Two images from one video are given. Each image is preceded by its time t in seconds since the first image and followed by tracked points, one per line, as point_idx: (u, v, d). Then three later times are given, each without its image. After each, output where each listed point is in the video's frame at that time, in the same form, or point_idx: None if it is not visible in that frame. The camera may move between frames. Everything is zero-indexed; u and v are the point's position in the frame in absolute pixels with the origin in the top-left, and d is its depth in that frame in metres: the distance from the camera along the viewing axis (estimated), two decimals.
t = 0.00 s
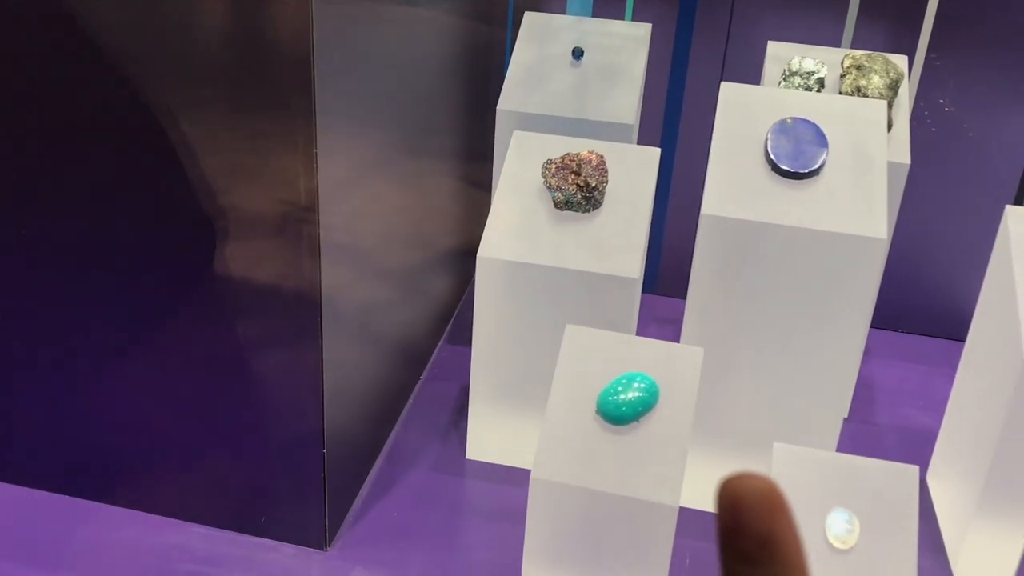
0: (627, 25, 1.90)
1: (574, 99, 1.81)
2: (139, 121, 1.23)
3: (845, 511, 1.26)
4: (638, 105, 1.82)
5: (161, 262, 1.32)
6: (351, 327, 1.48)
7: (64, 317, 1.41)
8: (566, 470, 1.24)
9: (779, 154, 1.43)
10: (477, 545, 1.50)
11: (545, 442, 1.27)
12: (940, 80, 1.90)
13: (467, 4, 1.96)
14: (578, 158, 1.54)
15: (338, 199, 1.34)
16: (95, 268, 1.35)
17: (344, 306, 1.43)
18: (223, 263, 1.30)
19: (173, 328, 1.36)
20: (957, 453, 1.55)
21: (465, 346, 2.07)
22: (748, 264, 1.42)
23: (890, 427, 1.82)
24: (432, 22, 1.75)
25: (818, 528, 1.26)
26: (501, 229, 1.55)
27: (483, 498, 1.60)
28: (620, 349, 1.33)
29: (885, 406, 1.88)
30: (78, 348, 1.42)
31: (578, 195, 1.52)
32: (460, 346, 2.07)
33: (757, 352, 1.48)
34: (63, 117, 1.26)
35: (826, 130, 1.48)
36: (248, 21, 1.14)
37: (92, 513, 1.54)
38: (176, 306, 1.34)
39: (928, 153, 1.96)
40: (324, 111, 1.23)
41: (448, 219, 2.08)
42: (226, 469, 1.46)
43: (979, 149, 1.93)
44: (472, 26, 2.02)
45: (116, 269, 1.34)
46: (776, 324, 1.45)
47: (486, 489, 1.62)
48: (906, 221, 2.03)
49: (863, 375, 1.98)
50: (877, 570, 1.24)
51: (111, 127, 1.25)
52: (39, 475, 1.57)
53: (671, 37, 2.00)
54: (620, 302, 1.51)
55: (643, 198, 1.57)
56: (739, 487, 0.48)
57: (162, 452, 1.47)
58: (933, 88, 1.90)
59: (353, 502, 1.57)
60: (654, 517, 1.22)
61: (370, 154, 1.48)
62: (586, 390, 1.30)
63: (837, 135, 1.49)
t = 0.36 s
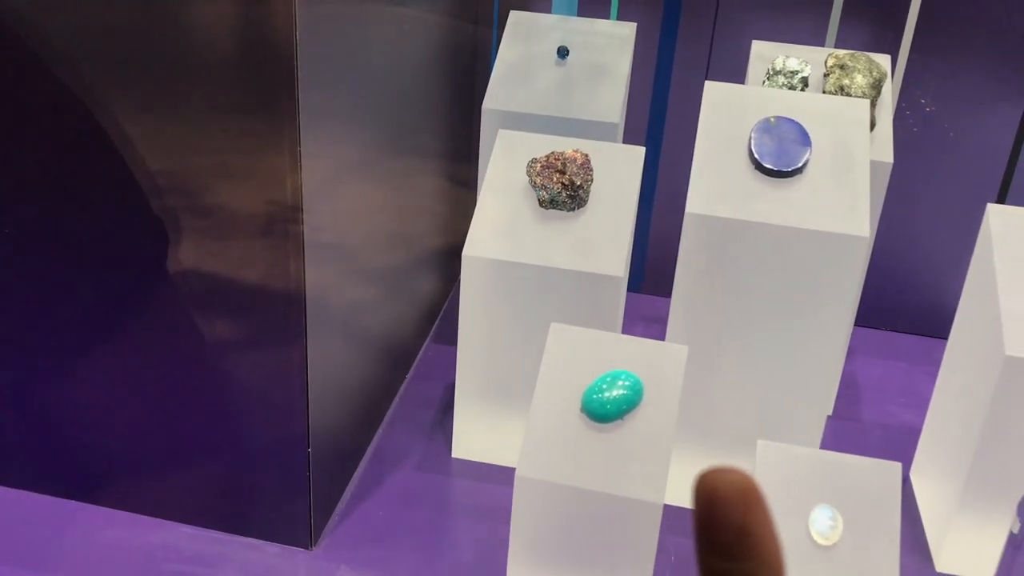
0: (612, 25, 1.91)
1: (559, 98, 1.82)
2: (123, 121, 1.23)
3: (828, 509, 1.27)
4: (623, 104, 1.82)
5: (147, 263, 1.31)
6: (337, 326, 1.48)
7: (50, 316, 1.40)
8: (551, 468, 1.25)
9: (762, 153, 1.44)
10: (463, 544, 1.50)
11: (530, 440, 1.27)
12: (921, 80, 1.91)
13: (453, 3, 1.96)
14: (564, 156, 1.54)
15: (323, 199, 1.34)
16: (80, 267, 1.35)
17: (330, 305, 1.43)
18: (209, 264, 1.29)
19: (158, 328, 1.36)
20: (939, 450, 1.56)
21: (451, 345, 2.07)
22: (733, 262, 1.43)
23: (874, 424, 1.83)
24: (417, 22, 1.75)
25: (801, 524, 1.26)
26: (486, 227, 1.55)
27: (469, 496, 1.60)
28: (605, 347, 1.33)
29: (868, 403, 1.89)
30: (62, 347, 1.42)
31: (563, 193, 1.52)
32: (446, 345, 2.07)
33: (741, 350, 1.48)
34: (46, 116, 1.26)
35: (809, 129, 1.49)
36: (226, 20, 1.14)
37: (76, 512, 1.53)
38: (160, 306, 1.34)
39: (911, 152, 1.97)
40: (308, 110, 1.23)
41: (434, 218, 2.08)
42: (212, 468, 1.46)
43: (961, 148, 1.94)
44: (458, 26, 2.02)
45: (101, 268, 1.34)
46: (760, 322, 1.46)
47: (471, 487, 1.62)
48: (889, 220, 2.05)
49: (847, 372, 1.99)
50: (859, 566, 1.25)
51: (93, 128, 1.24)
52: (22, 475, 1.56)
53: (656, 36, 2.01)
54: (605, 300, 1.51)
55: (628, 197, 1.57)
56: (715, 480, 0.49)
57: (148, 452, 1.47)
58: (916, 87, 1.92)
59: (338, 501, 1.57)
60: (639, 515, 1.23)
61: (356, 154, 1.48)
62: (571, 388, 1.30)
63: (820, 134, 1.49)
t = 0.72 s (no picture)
0: (601, 24, 1.91)
1: (548, 97, 1.82)
2: (110, 119, 1.22)
3: (814, 505, 1.27)
4: (612, 103, 1.83)
5: (133, 263, 1.31)
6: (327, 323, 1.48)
7: (38, 313, 1.40)
8: (539, 464, 1.25)
9: (750, 152, 1.45)
10: (451, 541, 1.50)
11: (519, 437, 1.27)
12: (909, 81, 1.92)
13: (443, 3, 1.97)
14: (553, 155, 1.55)
15: (312, 198, 1.34)
16: (68, 263, 1.35)
17: (319, 303, 1.43)
18: (198, 263, 1.29)
19: (146, 326, 1.35)
20: (925, 447, 1.57)
21: (441, 344, 2.07)
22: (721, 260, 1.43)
23: (861, 423, 1.84)
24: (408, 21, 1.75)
25: (787, 519, 1.27)
26: (475, 225, 1.56)
27: (457, 494, 1.60)
28: (593, 344, 1.34)
29: (855, 402, 1.90)
30: (48, 344, 1.41)
31: (552, 192, 1.53)
32: (435, 344, 2.07)
33: (729, 348, 1.49)
34: (31, 114, 1.26)
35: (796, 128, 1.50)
36: (207, 15, 1.13)
37: (62, 510, 1.53)
38: (148, 305, 1.34)
39: (898, 153, 1.99)
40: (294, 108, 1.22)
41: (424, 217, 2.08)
42: (200, 467, 1.45)
43: (948, 148, 1.95)
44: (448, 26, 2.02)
45: (89, 265, 1.34)
46: (748, 320, 1.46)
47: (459, 485, 1.62)
48: (876, 220, 2.06)
49: (834, 371, 2.00)
50: (845, 561, 1.25)
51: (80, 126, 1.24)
52: (8, 473, 1.56)
53: (645, 37, 2.01)
54: (593, 298, 1.51)
55: (617, 195, 1.58)
56: (697, 467, 0.48)
57: (136, 449, 1.46)
58: (903, 88, 1.93)
59: (326, 499, 1.57)
60: (626, 511, 1.23)
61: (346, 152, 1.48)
62: (559, 384, 1.31)
63: (808, 133, 1.50)
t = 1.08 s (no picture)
0: (587, 28, 1.93)
1: (534, 100, 1.84)
2: (98, 122, 1.24)
3: (793, 504, 1.29)
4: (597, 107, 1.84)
5: (122, 267, 1.32)
6: (313, 325, 1.49)
7: (24, 315, 1.41)
8: (521, 464, 1.26)
9: (731, 155, 1.47)
10: (436, 541, 1.51)
11: (501, 437, 1.29)
12: (891, 84, 1.94)
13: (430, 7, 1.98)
14: (537, 158, 1.56)
15: (298, 202, 1.35)
16: (55, 266, 1.35)
17: (306, 305, 1.44)
18: (187, 268, 1.30)
19: (135, 329, 1.36)
20: (905, 447, 1.59)
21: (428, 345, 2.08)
22: (703, 262, 1.45)
23: (844, 424, 1.85)
24: (395, 25, 1.76)
25: (766, 518, 1.29)
26: (460, 227, 1.57)
27: (443, 494, 1.62)
28: (575, 345, 1.35)
29: (838, 403, 1.92)
30: (36, 346, 1.42)
31: (536, 194, 1.54)
32: (421, 345, 2.08)
33: (711, 349, 1.51)
34: (19, 116, 1.27)
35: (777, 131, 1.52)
36: (198, 21, 1.15)
37: (50, 511, 1.54)
38: (137, 308, 1.35)
39: (880, 156, 2.01)
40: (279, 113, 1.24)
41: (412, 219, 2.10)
42: (186, 468, 1.46)
43: (929, 151, 1.98)
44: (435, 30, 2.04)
45: (76, 268, 1.35)
46: (729, 321, 1.48)
47: (445, 485, 1.64)
48: (859, 222, 2.08)
49: (818, 372, 2.02)
50: (824, 559, 1.27)
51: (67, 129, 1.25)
52: None
53: (630, 41, 2.03)
54: (577, 300, 1.53)
55: (601, 198, 1.60)
56: (660, 460, 0.51)
57: (121, 450, 1.47)
58: (885, 92, 1.95)
59: (312, 499, 1.58)
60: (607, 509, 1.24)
61: (332, 156, 1.49)
62: (542, 385, 1.32)
63: (789, 136, 1.52)
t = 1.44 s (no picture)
0: (584, 19, 1.93)
1: (531, 91, 1.84)
2: (100, 118, 1.23)
3: (792, 490, 1.29)
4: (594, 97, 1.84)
5: (119, 260, 1.32)
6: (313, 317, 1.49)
7: (21, 308, 1.40)
8: (521, 453, 1.26)
9: (728, 143, 1.47)
10: (436, 530, 1.51)
11: (501, 425, 1.29)
12: (888, 73, 1.94)
13: None
14: (534, 147, 1.56)
15: (297, 195, 1.35)
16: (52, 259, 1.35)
17: (304, 296, 1.44)
18: (186, 263, 1.30)
19: (133, 322, 1.36)
20: (903, 434, 1.59)
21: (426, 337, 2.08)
22: (700, 251, 1.45)
23: (842, 413, 1.86)
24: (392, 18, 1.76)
25: (766, 505, 1.29)
26: (458, 218, 1.57)
27: (442, 484, 1.62)
28: (574, 334, 1.35)
29: (837, 392, 1.92)
30: (34, 339, 1.42)
31: (533, 184, 1.54)
32: (420, 337, 2.08)
33: (707, 338, 1.51)
34: (19, 111, 1.26)
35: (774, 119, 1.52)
36: (203, 21, 1.15)
37: (49, 504, 1.53)
38: (135, 301, 1.34)
39: (878, 146, 2.01)
40: (279, 110, 1.24)
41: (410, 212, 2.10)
42: (186, 460, 1.46)
43: (927, 140, 1.98)
44: (433, 24, 2.03)
45: (73, 261, 1.34)
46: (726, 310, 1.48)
47: (444, 476, 1.64)
48: (857, 211, 2.08)
49: (817, 362, 2.02)
50: (823, 545, 1.27)
51: (68, 124, 1.25)
52: None
53: (627, 31, 2.03)
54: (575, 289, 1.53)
55: (598, 187, 1.60)
56: (656, 436, 0.48)
57: (121, 443, 1.47)
58: (883, 81, 1.95)
59: (312, 489, 1.58)
60: (606, 497, 1.25)
61: (331, 149, 1.49)
62: (540, 373, 1.32)
63: (786, 124, 1.52)
